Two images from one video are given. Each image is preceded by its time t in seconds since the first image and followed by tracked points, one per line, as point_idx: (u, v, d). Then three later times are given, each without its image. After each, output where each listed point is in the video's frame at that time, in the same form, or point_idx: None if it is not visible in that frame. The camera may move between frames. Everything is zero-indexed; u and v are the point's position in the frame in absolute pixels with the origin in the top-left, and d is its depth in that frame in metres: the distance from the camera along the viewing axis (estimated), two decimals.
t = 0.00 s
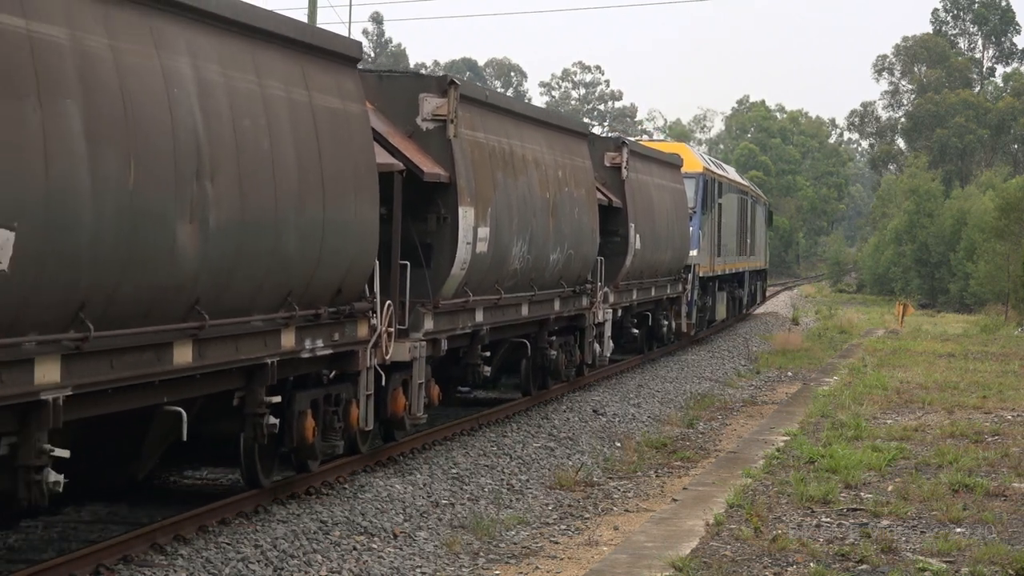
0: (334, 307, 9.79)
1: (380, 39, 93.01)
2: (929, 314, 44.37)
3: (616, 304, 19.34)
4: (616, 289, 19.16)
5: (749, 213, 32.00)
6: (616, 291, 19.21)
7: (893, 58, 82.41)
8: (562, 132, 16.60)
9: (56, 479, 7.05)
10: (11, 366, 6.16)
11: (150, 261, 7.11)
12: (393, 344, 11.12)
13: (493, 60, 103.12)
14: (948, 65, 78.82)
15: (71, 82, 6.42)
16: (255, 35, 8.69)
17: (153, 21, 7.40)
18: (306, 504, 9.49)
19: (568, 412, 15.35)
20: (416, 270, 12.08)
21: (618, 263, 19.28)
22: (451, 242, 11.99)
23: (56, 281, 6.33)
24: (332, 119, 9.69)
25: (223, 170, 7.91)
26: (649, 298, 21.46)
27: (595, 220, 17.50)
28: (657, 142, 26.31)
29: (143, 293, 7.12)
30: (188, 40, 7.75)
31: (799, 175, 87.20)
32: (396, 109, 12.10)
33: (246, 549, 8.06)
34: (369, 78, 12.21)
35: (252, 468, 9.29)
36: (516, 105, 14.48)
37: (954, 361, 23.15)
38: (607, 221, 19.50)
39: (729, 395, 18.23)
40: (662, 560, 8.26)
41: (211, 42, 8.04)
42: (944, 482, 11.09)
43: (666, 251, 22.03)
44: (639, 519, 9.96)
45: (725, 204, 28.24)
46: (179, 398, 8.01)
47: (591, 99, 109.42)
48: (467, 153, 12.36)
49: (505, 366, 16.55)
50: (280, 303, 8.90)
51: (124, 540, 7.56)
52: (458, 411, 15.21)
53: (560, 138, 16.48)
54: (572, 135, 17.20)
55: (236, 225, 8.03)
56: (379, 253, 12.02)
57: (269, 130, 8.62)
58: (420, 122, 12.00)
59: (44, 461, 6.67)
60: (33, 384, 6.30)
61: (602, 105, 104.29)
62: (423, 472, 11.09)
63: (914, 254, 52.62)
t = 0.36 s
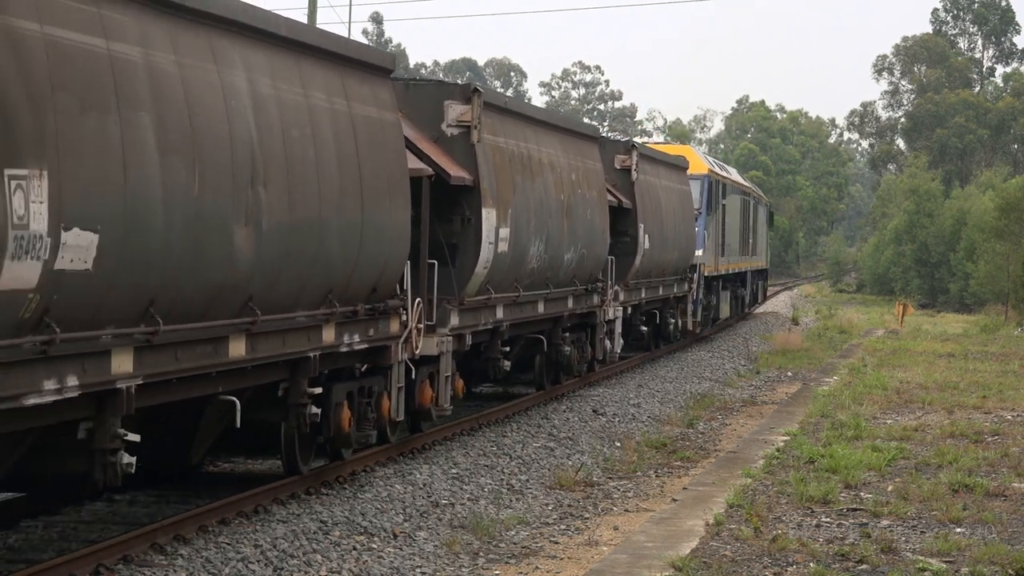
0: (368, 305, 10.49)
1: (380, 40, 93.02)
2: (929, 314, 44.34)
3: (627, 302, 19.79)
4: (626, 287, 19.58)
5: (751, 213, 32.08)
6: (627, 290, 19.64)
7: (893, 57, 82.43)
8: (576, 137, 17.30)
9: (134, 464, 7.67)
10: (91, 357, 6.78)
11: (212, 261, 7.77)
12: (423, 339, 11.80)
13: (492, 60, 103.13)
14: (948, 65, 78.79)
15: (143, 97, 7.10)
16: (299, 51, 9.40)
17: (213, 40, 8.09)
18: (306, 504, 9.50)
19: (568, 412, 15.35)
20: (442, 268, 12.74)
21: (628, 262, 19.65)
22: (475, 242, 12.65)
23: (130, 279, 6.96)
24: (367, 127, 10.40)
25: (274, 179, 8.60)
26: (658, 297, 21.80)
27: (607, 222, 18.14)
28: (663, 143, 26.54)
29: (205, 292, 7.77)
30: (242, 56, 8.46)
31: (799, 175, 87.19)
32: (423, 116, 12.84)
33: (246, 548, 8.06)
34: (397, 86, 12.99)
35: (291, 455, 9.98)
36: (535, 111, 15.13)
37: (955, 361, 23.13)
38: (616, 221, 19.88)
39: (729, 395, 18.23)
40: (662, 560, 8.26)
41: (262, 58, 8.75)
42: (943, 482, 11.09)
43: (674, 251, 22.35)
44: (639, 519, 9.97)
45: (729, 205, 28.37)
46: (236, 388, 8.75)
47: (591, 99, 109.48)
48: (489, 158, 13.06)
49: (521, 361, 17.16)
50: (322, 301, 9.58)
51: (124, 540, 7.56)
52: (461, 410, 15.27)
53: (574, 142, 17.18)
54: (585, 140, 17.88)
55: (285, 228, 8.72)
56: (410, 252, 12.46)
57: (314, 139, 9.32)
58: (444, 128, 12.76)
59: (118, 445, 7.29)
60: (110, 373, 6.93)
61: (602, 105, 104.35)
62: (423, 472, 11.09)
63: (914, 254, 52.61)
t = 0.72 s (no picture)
0: (400, 301, 11.17)
1: (380, 39, 93.08)
2: (929, 315, 44.31)
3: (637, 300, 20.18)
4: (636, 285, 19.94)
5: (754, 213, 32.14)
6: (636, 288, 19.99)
7: (893, 57, 82.46)
8: (588, 139, 17.93)
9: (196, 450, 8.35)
10: (157, 349, 7.44)
11: (265, 260, 8.42)
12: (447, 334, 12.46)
13: (492, 60, 103.18)
14: (948, 65, 78.78)
15: (204, 108, 7.77)
16: (339, 63, 10.10)
17: (264, 55, 8.76)
18: (306, 504, 9.49)
19: (568, 412, 15.34)
20: (467, 267, 13.45)
21: (636, 262, 19.95)
22: (496, 242, 13.36)
23: (193, 277, 7.60)
24: (401, 135, 11.07)
25: (319, 184, 9.25)
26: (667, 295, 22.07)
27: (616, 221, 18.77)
28: (669, 145, 26.73)
29: (258, 289, 8.42)
30: (290, 70, 9.11)
31: (799, 175, 87.19)
32: (446, 122, 13.42)
33: (246, 549, 8.05)
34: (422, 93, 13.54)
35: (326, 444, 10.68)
36: (551, 117, 15.84)
37: (955, 361, 23.12)
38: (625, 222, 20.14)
39: (729, 395, 18.23)
40: (661, 560, 8.26)
41: (307, 71, 9.41)
42: (944, 482, 11.09)
43: (681, 251, 22.61)
44: (639, 519, 9.96)
45: (733, 205, 28.48)
46: (281, 378, 9.46)
47: (592, 99, 109.51)
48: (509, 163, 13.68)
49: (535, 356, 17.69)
50: (360, 298, 10.25)
51: (124, 540, 7.56)
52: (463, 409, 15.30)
53: (586, 144, 17.81)
54: (596, 142, 18.47)
55: (329, 230, 9.37)
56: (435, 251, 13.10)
57: (353, 146, 9.97)
58: (468, 134, 13.33)
59: (180, 430, 7.96)
60: (174, 363, 7.60)
61: (602, 105, 104.38)
62: (423, 472, 11.09)
63: (913, 254, 52.62)
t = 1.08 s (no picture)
0: (429, 298, 11.83)
1: (379, 39, 93.09)
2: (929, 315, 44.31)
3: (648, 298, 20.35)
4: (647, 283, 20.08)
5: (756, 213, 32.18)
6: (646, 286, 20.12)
7: (893, 57, 82.48)
8: (605, 145, 18.47)
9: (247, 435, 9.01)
10: (216, 342, 8.06)
11: (311, 260, 9.09)
12: (472, 330, 13.03)
13: (492, 60, 103.26)
14: (948, 65, 78.78)
15: (258, 118, 8.44)
16: (373, 74, 10.77)
17: (308, 69, 9.42)
18: (306, 504, 9.49)
19: (568, 412, 15.34)
20: (489, 267, 14.03)
21: (645, 261, 20.05)
22: (518, 243, 13.94)
23: (247, 275, 8.25)
24: (430, 142, 11.74)
25: (358, 189, 9.91)
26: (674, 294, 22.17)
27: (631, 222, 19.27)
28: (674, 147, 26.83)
29: (304, 286, 9.09)
30: (330, 82, 9.77)
31: (799, 174, 87.20)
32: (470, 127, 14.05)
33: (246, 549, 8.05)
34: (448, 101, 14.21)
35: (358, 434, 11.29)
36: (568, 122, 16.37)
37: (955, 361, 23.12)
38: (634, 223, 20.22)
39: (729, 395, 18.22)
40: (662, 560, 8.26)
41: (345, 83, 10.07)
42: (943, 482, 11.09)
43: (689, 251, 22.71)
44: (638, 519, 9.96)
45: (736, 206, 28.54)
46: (321, 369, 10.07)
47: (592, 99, 109.54)
48: (529, 166, 14.21)
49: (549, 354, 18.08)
50: (393, 295, 10.91)
51: (123, 540, 7.55)
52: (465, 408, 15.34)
53: (603, 149, 18.34)
54: (612, 147, 18.99)
55: (366, 231, 10.04)
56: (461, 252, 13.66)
57: (387, 152, 10.63)
58: (490, 139, 13.96)
59: (235, 417, 8.61)
60: (230, 355, 8.22)
61: (602, 105, 104.41)
62: (423, 472, 11.09)
63: (913, 254, 52.64)
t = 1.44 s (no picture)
0: (457, 295, 12.36)
1: (378, 39, 93.01)
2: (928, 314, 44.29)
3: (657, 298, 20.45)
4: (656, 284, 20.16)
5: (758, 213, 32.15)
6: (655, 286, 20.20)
7: (893, 57, 82.48)
8: (617, 146, 18.61)
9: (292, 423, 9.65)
10: (267, 334, 8.70)
11: (353, 259, 9.67)
12: (496, 326, 13.46)
13: (492, 60, 103.23)
14: (948, 65, 78.77)
15: (306, 126, 9.02)
16: (407, 83, 11.35)
17: (348, 80, 10.01)
18: (306, 504, 9.49)
19: (568, 412, 15.33)
20: (510, 267, 14.28)
21: (653, 261, 20.09)
22: (538, 244, 14.21)
23: (296, 275, 8.85)
24: (459, 147, 12.30)
25: (394, 191, 10.49)
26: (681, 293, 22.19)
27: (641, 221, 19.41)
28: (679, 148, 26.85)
29: (346, 282, 9.66)
30: (368, 92, 10.35)
31: (799, 174, 87.16)
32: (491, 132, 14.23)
33: (246, 549, 8.05)
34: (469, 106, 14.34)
35: (389, 424, 11.78)
36: (582, 125, 16.50)
37: (955, 361, 23.11)
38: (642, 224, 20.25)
39: (729, 395, 18.22)
40: (662, 560, 8.26)
41: (381, 92, 10.66)
42: (943, 482, 11.08)
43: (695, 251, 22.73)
44: (638, 518, 9.97)
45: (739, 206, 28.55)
46: (357, 362, 10.59)
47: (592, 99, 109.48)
48: (547, 169, 14.39)
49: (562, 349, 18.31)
50: (424, 292, 11.48)
51: (124, 540, 7.56)
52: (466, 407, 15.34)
53: (616, 150, 18.49)
54: (623, 149, 19.10)
55: (401, 232, 10.61)
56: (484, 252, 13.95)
57: (420, 156, 11.20)
58: (511, 145, 14.09)
59: (283, 405, 9.26)
60: (279, 347, 8.86)
61: (602, 105, 104.35)
62: (423, 472, 11.09)
63: (913, 254, 52.61)
